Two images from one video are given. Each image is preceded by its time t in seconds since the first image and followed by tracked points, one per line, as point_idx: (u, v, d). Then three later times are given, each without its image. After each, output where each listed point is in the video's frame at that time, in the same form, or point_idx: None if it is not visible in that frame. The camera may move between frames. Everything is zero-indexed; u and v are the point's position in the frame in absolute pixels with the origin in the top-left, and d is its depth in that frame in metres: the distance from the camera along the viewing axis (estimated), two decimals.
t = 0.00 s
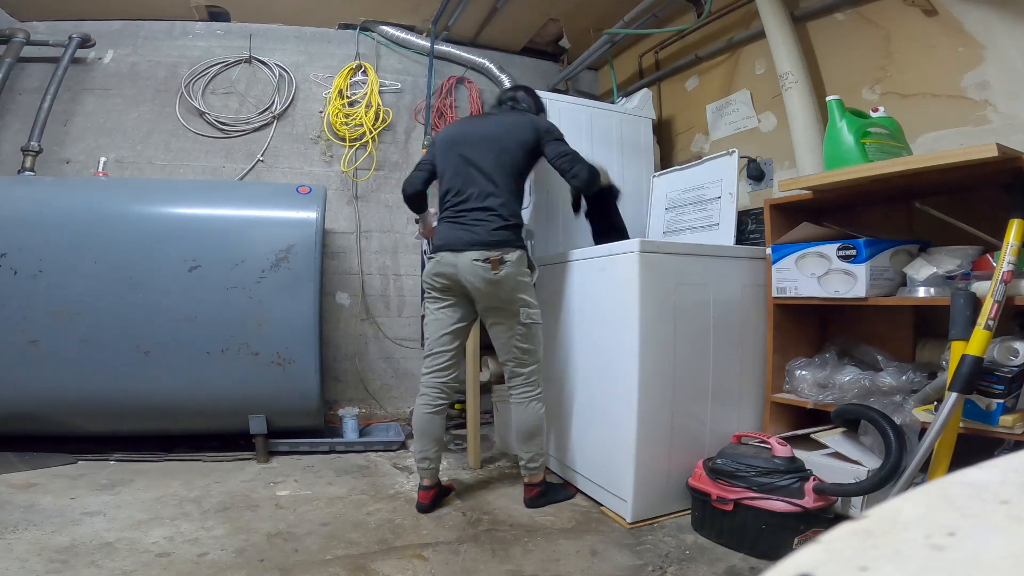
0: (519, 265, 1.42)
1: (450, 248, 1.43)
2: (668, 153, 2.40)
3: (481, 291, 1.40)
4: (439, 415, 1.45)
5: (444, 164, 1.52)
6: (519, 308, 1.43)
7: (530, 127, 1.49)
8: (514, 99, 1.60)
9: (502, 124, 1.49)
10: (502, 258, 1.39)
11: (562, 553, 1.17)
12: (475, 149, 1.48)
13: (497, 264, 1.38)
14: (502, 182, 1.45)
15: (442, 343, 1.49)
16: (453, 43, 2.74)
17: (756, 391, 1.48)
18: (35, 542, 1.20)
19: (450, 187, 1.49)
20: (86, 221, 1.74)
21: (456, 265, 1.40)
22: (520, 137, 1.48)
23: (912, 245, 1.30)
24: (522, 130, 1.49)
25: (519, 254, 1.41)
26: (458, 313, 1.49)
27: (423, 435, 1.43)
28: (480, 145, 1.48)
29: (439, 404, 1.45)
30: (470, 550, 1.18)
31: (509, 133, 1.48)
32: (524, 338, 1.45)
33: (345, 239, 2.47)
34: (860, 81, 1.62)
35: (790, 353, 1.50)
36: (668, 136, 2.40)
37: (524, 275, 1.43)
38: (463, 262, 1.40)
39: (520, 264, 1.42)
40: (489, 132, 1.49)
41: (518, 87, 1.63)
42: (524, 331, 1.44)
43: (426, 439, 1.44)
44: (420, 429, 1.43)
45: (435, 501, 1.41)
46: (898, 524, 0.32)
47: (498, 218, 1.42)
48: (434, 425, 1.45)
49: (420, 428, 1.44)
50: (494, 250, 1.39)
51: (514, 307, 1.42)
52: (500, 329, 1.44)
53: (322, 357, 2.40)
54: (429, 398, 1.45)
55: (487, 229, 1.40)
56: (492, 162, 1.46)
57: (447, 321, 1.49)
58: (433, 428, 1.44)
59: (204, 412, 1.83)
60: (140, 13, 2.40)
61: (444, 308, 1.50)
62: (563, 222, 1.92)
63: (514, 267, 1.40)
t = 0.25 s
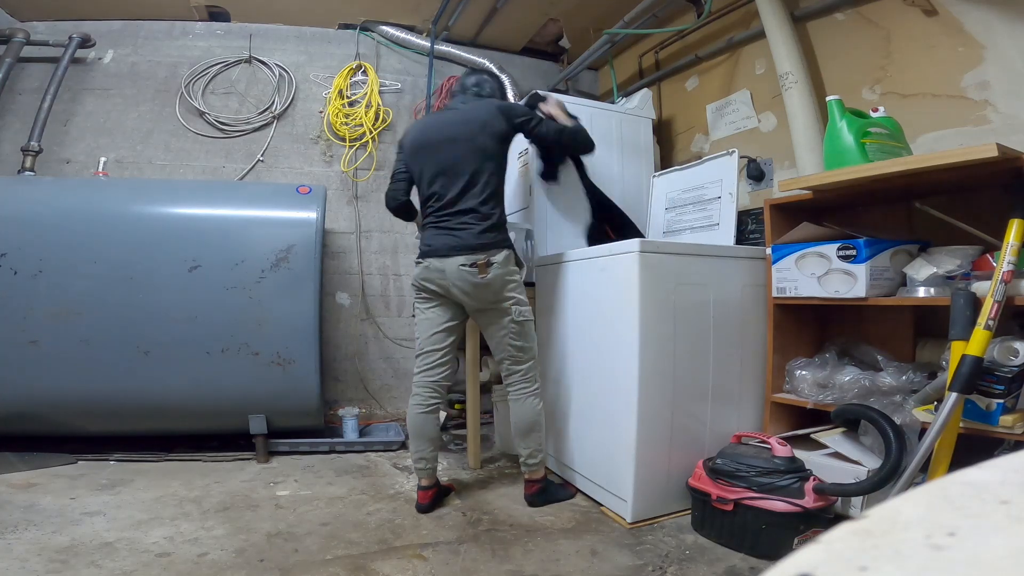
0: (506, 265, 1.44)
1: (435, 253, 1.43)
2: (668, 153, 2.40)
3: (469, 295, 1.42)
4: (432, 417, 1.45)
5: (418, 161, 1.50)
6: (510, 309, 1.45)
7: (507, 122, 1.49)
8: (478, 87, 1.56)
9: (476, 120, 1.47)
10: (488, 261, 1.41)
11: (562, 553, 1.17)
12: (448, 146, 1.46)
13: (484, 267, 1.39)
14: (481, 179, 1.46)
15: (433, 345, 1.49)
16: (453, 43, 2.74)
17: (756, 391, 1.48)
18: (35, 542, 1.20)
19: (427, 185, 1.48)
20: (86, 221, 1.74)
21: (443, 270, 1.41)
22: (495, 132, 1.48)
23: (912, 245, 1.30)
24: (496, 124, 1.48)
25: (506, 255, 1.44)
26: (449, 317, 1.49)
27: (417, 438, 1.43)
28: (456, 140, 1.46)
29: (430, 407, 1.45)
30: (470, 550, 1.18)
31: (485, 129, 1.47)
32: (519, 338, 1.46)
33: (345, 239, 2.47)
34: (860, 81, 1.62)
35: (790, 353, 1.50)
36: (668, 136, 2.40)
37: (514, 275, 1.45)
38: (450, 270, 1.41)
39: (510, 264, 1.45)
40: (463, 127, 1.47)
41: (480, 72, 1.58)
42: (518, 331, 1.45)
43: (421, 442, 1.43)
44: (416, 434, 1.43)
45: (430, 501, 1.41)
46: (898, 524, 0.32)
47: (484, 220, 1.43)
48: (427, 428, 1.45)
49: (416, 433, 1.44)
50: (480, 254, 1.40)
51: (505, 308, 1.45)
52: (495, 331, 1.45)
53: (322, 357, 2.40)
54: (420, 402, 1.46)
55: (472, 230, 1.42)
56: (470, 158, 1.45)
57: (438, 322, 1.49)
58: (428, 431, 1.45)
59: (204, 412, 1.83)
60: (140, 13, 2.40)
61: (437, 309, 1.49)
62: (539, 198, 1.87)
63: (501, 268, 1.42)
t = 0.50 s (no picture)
0: (426, 255, 1.59)
1: (353, 248, 1.58)
2: (668, 153, 2.40)
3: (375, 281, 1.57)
4: (443, 401, 1.54)
5: (351, 180, 1.66)
6: (426, 297, 1.58)
7: (418, 142, 1.67)
8: (390, 120, 1.71)
9: (410, 143, 1.66)
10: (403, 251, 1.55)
11: (562, 553, 1.17)
12: (391, 164, 1.63)
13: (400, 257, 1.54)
14: (417, 187, 1.63)
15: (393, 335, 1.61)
16: (453, 43, 2.74)
17: (756, 391, 1.47)
18: (35, 542, 1.20)
19: (357, 198, 1.64)
20: (86, 221, 1.74)
21: (364, 262, 1.55)
22: (422, 149, 1.67)
23: (912, 245, 1.30)
24: (416, 143, 1.67)
25: (422, 245, 1.59)
26: (361, 314, 1.64)
27: (434, 423, 1.51)
28: (395, 159, 1.63)
29: (438, 390, 1.54)
30: (470, 550, 1.18)
31: (418, 148, 1.66)
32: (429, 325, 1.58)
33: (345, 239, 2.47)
34: (860, 81, 1.62)
35: (791, 354, 1.50)
36: (668, 136, 2.40)
37: (429, 265, 1.59)
38: (365, 258, 1.55)
39: (425, 254, 1.59)
40: (382, 150, 1.65)
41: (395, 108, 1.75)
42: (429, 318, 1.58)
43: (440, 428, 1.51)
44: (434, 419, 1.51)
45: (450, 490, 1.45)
46: (898, 524, 0.32)
47: (410, 219, 1.60)
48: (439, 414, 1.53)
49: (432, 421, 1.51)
50: (396, 244, 1.55)
51: (415, 296, 1.58)
52: (436, 317, 1.59)
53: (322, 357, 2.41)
54: (427, 387, 1.54)
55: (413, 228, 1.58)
56: (406, 169, 1.63)
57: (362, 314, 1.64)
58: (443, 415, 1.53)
59: (204, 412, 1.83)
60: (140, 13, 2.40)
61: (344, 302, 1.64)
62: (533, 205, 1.92)
63: (419, 256, 1.57)
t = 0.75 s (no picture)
0: (409, 251, 1.58)
1: (339, 247, 1.59)
2: (668, 153, 2.40)
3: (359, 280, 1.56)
4: (414, 397, 1.48)
5: (337, 182, 1.67)
6: (407, 294, 1.56)
7: (403, 142, 1.68)
8: (375, 121, 1.73)
9: (393, 142, 1.67)
10: (386, 247, 1.54)
11: (562, 553, 1.17)
12: (374, 163, 1.64)
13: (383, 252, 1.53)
14: (402, 185, 1.63)
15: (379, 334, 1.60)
16: (453, 43, 2.74)
17: (757, 391, 1.47)
18: (35, 542, 1.20)
19: (343, 198, 1.65)
20: (86, 221, 1.74)
21: (348, 261, 1.54)
22: (405, 147, 1.67)
23: (912, 245, 1.30)
24: (400, 142, 1.68)
25: (406, 242, 1.58)
26: (350, 313, 1.64)
27: (402, 417, 1.44)
28: (379, 158, 1.64)
29: (411, 385, 1.49)
30: (470, 550, 1.18)
31: (402, 147, 1.67)
32: (409, 321, 1.55)
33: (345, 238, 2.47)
34: (860, 81, 1.62)
35: (791, 354, 1.50)
36: (668, 136, 2.40)
37: (413, 262, 1.58)
38: (349, 257, 1.55)
39: (408, 251, 1.58)
40: (367, 151, 1.66)
41: (381, 109, 1.77)
42: (409, 314, 1.55)
43: (407, 424, 1.44)
44: (404, 413, 1.45)
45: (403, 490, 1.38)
46: (898, 523, 0.32)
47: (395, 216, 1.60)
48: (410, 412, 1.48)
49: (402, 417, 1.45)
50: (380, 241, 1.55)
51: (397, 292, 1.56)
52: (416, 314, 1.56)
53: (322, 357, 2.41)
54: (400, 382, 1.49)
55: (396, 225, 1.58)
56: (390, 167, 1.63)
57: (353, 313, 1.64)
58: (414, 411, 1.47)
59: (204, 411, 1.83)
60: (140, 13, 2.40)
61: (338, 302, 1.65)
62: (534, 205, 1.92)
63: (402, 253, 1.56)
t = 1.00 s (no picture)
0: (387, 252, 1.56)
1: (330, 248, 1.62)
2: (667, 153, 2.40)
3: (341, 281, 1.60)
4: (359, 395, 1.42)
5: (336, 178, 1.69)
6: (377, 291, 1.53)
7: (400, 141, 1.68)
8: (379, 118, 1.75)
9: (393, 140, 1.68)
10: (365, 247, 1.54)
11: (562, 553, 1.17)
12: (370, 161, 1.64)
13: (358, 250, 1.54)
14: (396, 184, 1.63)
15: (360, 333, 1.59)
16: (453, 43, 2.74)
17: (757, 391, 1.47)
18: (35, 542, 1.20)
19: (341, 197, 1.67)
20: (86, 221, 1.74)
21: (331, 259, 1.58)
22: (404, 147, 1.67)
23: (912, 245, 1.30)
24: (399, 141, 1.68)
25: (389, 242, 1.56)
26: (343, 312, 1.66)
27: (339, 411, 1.39)
28: (376, 156, 1.65)
29: (362, 382, 1.43)
30: (470, 550, 1.18)
31: (400, 145, 1.67)
32: (373, 319, 1.50)
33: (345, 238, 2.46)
34: (860, 81, 1.62)
35: (791, 353, 1.50)
36: (668, 136, 2.40)
37: (388, 262, 1.54)
38: (333, 258, 1.59)
39: (386, 251, 1.55)
40: (365, 151, 1.67)
41: (388, 104, 1.78)
42: (375, 312, 1.51)
43: (349, 420, 1.38)
44: (346, 408, 1.39)
45: (321, 486, 1.33)
46: (898, 523, 0.32)
47: (383, 215, 1.58)
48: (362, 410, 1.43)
49: (345, 411, 1.39)
50: (361, 241, 1.55)
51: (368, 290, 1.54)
52: (382, 312, 1.51)
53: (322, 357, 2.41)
54: (353, 376, 1.44)
55: (384, 224, 1.57)
56: (384, 165, 1.63)
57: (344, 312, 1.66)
58: (365, 411, 1.42)
59: (204, 412, 1.83)
60: (140, 13, 2.40)
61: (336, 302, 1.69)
62: (535, 206, 1.91)
63: (378, 252, 1.54)
